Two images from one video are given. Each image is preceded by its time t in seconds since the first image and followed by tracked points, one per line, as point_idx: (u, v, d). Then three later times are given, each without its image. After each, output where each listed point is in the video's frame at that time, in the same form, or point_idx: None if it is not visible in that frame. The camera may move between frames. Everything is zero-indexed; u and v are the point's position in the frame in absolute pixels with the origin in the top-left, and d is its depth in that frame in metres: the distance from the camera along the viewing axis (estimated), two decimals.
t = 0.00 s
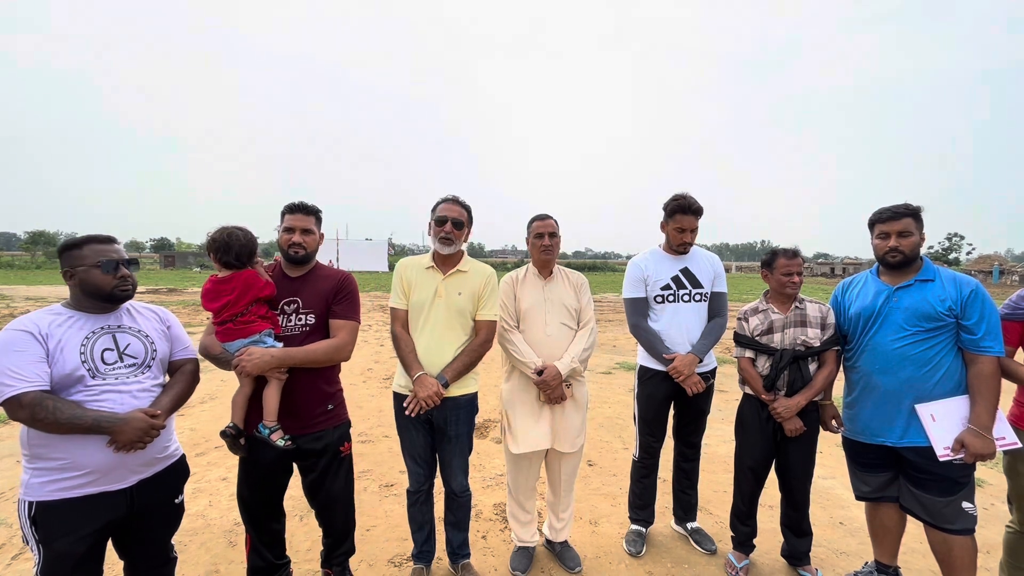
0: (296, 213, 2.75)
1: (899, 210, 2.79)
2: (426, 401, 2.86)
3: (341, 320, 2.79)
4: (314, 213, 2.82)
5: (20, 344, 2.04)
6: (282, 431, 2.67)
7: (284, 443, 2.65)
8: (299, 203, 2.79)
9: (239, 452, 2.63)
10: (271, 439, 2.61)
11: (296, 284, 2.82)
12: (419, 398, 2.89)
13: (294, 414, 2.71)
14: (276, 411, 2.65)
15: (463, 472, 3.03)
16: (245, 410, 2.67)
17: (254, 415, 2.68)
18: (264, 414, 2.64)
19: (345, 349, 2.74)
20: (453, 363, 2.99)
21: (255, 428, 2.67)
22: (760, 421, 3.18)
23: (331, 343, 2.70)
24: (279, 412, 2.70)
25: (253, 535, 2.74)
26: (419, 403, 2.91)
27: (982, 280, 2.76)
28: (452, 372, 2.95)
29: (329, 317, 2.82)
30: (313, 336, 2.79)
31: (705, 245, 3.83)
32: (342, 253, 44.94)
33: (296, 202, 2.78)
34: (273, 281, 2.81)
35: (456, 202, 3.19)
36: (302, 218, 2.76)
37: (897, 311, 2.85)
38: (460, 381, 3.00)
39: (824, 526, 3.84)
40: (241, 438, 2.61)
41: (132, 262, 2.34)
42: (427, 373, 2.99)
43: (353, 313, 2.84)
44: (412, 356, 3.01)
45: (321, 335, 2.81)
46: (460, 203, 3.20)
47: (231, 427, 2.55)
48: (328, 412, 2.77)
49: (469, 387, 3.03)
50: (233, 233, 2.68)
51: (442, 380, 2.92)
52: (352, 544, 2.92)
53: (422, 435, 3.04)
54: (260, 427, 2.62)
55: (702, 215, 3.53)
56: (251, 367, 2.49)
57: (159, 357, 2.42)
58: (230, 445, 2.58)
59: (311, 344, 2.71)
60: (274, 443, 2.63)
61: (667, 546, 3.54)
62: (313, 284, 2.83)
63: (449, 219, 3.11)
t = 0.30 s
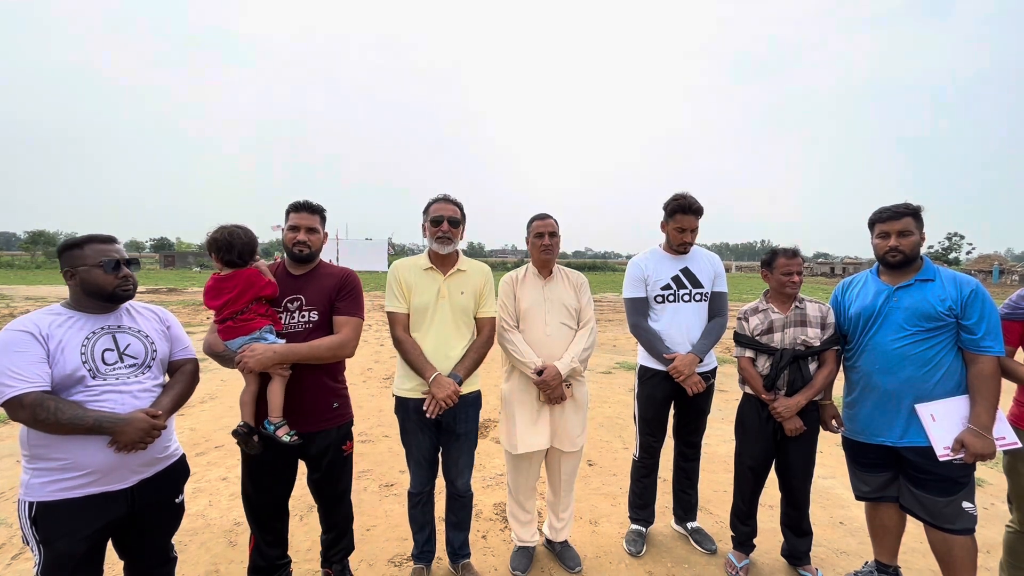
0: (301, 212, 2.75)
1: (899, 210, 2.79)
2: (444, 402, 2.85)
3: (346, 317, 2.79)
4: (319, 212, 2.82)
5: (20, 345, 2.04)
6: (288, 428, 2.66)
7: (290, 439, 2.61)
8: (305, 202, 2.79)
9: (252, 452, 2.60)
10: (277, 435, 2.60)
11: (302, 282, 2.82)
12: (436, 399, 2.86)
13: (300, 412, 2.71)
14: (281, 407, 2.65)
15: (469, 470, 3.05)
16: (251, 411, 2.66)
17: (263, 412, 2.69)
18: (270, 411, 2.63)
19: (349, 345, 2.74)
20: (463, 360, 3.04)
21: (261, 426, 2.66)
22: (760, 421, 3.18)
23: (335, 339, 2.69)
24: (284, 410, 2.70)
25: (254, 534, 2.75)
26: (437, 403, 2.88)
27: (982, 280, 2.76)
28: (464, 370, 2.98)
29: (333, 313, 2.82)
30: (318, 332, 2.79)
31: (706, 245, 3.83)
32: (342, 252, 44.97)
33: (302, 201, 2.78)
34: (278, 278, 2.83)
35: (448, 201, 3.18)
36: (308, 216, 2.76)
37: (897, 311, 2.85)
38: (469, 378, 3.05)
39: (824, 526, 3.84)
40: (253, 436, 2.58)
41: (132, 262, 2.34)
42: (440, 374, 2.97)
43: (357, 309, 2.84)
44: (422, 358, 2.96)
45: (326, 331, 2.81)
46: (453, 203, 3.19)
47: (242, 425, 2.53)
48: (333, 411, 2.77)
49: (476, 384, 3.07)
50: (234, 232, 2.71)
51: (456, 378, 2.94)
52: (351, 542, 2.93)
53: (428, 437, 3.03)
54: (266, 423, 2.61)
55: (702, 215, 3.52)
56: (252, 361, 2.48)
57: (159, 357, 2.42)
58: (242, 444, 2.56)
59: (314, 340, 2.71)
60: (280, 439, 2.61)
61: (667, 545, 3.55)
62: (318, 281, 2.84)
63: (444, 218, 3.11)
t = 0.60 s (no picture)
0: (301, 210, 2.74)
1: (900, 209, 2.79)
2: (449, 401, 2.85)
3: (345, 315, 2.79)
4: (318, 212, 2.81)
5: (20, 344, 2.03)
6: (278, 428, 2.65)
7: (279, 439, 2.61)
8: (304, 201, 2.79)
9: (249, 450, 2.59)
10: (267, 435, 2.59)
11: (301, 281, 2.82)
12: (442, 398, 2.87)
13: (300, 412, 2.71)
14: (275, 407, 2.64)
15: (472, 470, 3.05)
16: (250, 408, 2.66)
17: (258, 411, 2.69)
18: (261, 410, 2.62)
19: (348, 342, 2.73)
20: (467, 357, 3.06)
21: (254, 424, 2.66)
22: (761, 421, 3.18)
23: (336, 334, 2.69)
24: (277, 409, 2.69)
25: (253, 533, 2.75)
26: (443, 403, 2.89)
27: (982, 280, 2.76)
28: (467, 368, 3.00)
29: (332, 312, 2.82)
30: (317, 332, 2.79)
31: (706, 244, 3.83)
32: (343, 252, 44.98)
33: (301, 200, 2.78)
34: (281, 279, 2.82)
35: (446, 200, 3.18)
36: (308, 215, 2.76)
37: (897, 311, 2.85)
38: (471, 377, 3.06)
39: (824, 526, 3.84)
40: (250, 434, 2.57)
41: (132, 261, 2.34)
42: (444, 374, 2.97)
43: (356, 308, 2.84)
44: (426, 359, 2.96)
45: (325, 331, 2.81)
46: (451, 202, 3.18)
47: (239, 424, 2.52)
48: (331, 410, 2.77)
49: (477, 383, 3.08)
50: (244, 228, 2.71)
51: (461, 377, 2.94)
52: (350, 541, 2.93)
53: (431, 438, 3.03)
54: (257, 422, 2.61)
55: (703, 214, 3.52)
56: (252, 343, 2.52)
57: (159, 357, 2.42)
58: (239, 441, 2.54)
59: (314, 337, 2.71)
60: (269, 438, 2.60)
61: (667, 545, 3.54)
62: (317, 281, 2.84)
63: (444, 218, 3.10)
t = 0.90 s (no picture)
0: (301, 210, 2.74)
1: (900, 209, 2.78)
2: (450, 401, 2.85)
3: (345, 314, 2.79)
4: (318, 211, 2.81)
5: (20, 343, 2.03)
6: (282, 429, 2.65)
7: (284, 441, 2.62)
8: (304, 200, 2.79)
9: (244, 449, 2.59)
10: (271, 437, 2.60)
11: (300, 281, 2.82)
12: (442, 399, 2.86)
13: (299, 412, 2.70)
14: (276, 409, 2.63)
15: (471, 468, 3.05)
16: (246, 407, 2.66)
17: (256, 412, 2.68)
18: (266, 412, 2.62)
19: (344, 340, 2.73)
20: (465, 358, 3.05)
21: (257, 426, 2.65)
22: (761, 421, 3.18)
23: (333, 331, 2.69)
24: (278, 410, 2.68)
25: (253, 533, 2.74)
26: (444, 404, 2.89)
27: (983, 280, 2.76)
28: (467, 368, 3.00)
29: (331, 312, 2.82)
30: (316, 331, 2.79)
31: (706, 244, 3.83)
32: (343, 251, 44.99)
33: (300, 200, 2.77)
34: (281, 279, 2.79)
35: (445, 199, 3.18)
36: (308, 215, 2.75)
37: (898, 311, 2.85)
38: (471, 376, 3.06)
39: (824, 525, 3.84)
40: (245, 434, 2.58)
41: (132, 262, 2.33)
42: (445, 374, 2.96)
43: (355, 307, 2.85)
44: (426, 359, 2.95)
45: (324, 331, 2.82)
46: (453, 201, 3.18)
47: (233, 422, 2.53)
48: (330, 410, 2.77)
49: (477, 381, 3.08)
50: (249, 229, 2.70)
51: (461, 376, 2.94)
52: (350, 540, 2.94)
53: (430, 438, 3.02)
54: (261, 424, 2.61)
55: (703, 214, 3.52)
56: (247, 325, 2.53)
57: (159, 356, 2.42)
58: (235, 442, 2.55)
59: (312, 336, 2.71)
60: (274, 440, 2.61)
61: (667, 544, 3.55)
62: (316, 280, 2.84)
63: (446, 217, 3.09)
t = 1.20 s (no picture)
0: (301, 210, 2.73)
1: (901, 209, 2.78)
2: (456, 400, 2.86)
3: (345, 314, 2.79)
4: (318, 211, 2.81)
5: (19, 342, 2.03)
6: (278, 429, 2.65)
7: (279, 441, 2.61)
8: (303, 200, 2.78)
9: (241, 449, 2.60)
10: (267, 436, 2.60)
11: (300, 281, 2.81)
12: (449, 397, 2.88)
13: (299, 412, 2.70)
14: (275, 409, 2.63)
15: (471, 464, 3.06)
16: (245, 407, 2.65)
17: (254, 411, 2.67)
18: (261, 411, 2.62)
19: (345, 340, 2.73)
20: (468, 356, 3.08)
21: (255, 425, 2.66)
22: (762, 421, 3.18)
23: (333, 332, 2.70)
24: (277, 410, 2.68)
25: (253, 533, 2.74)
26: (449, 403, 2.90)
27: (982, 280, 2.76)
28: (470, 366, 3.02)
29: (332, 311, 2.82)
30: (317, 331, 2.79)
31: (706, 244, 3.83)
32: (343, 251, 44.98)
33: (301, 199, 2.77)
34: (282, 278, 2.79)
35: (444, 199, 3.17)
36: (308, 215, 2.75)
37: (897, 311, 2.85)
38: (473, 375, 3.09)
39: (823, 525, 3.84)
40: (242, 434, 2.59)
41: (132, 261, 2.32)
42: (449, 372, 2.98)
43: (355, 307, 2.85)
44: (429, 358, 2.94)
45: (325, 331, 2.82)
46: (455, 200, 3.17)
47: (231, 421, 2.53)
48: (330, 410, 2.77)
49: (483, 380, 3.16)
50: (254, 227, 2.72)
51: (464, 375, 2.96)
52: (350, 540, 2.94)
53: (432, 437, 3.02)
54: (257, 424, 2.61)
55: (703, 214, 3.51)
56: (246, 333, 2.52)
57: (159, 356, 2.42)
58: (232, 441, 2.55)
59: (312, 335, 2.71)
60: (270, 440, 2.60)
61: (667, 544, 3.55)
62: (316, 280, 2.83)
63: (450, 217, 3.08)
